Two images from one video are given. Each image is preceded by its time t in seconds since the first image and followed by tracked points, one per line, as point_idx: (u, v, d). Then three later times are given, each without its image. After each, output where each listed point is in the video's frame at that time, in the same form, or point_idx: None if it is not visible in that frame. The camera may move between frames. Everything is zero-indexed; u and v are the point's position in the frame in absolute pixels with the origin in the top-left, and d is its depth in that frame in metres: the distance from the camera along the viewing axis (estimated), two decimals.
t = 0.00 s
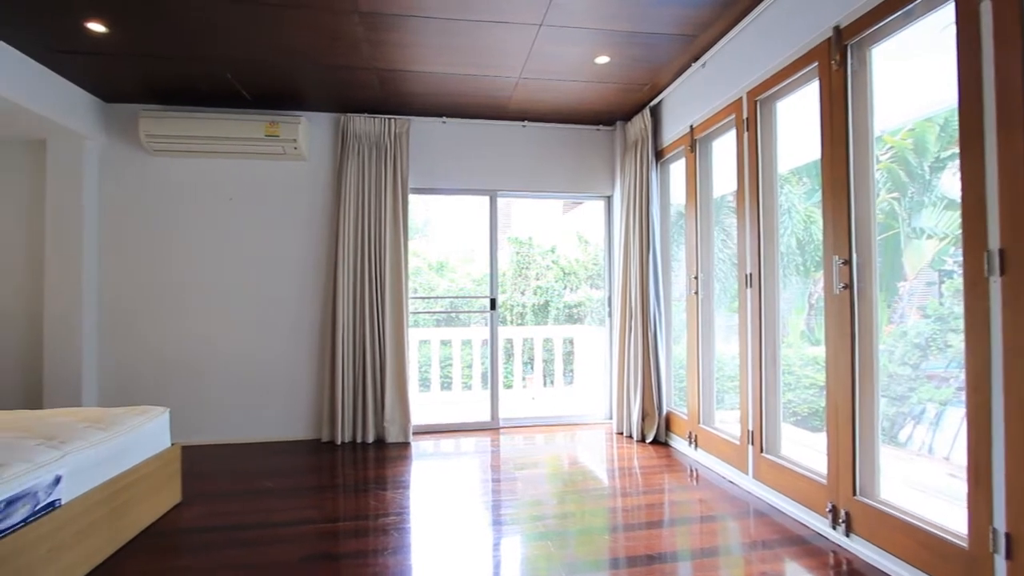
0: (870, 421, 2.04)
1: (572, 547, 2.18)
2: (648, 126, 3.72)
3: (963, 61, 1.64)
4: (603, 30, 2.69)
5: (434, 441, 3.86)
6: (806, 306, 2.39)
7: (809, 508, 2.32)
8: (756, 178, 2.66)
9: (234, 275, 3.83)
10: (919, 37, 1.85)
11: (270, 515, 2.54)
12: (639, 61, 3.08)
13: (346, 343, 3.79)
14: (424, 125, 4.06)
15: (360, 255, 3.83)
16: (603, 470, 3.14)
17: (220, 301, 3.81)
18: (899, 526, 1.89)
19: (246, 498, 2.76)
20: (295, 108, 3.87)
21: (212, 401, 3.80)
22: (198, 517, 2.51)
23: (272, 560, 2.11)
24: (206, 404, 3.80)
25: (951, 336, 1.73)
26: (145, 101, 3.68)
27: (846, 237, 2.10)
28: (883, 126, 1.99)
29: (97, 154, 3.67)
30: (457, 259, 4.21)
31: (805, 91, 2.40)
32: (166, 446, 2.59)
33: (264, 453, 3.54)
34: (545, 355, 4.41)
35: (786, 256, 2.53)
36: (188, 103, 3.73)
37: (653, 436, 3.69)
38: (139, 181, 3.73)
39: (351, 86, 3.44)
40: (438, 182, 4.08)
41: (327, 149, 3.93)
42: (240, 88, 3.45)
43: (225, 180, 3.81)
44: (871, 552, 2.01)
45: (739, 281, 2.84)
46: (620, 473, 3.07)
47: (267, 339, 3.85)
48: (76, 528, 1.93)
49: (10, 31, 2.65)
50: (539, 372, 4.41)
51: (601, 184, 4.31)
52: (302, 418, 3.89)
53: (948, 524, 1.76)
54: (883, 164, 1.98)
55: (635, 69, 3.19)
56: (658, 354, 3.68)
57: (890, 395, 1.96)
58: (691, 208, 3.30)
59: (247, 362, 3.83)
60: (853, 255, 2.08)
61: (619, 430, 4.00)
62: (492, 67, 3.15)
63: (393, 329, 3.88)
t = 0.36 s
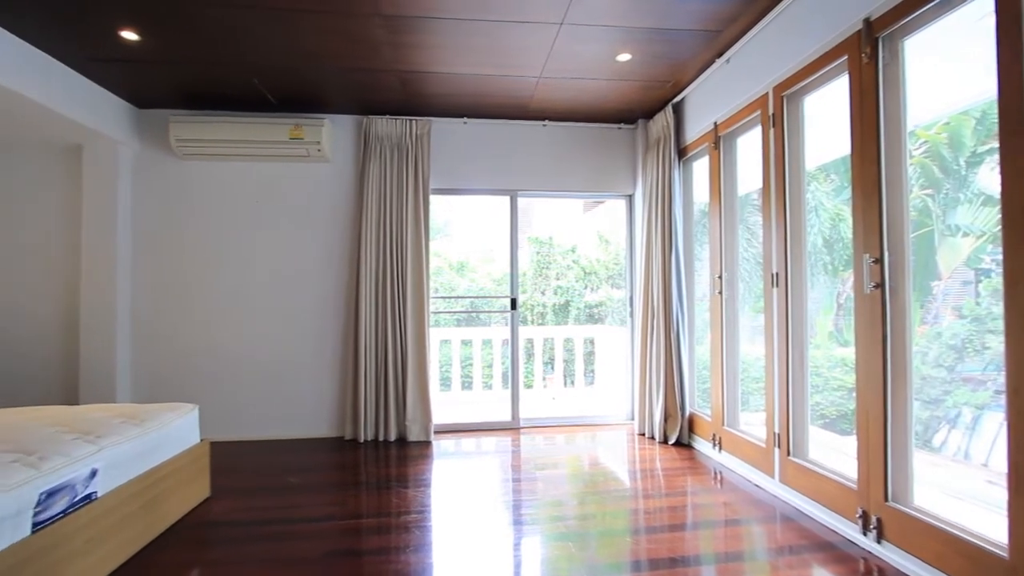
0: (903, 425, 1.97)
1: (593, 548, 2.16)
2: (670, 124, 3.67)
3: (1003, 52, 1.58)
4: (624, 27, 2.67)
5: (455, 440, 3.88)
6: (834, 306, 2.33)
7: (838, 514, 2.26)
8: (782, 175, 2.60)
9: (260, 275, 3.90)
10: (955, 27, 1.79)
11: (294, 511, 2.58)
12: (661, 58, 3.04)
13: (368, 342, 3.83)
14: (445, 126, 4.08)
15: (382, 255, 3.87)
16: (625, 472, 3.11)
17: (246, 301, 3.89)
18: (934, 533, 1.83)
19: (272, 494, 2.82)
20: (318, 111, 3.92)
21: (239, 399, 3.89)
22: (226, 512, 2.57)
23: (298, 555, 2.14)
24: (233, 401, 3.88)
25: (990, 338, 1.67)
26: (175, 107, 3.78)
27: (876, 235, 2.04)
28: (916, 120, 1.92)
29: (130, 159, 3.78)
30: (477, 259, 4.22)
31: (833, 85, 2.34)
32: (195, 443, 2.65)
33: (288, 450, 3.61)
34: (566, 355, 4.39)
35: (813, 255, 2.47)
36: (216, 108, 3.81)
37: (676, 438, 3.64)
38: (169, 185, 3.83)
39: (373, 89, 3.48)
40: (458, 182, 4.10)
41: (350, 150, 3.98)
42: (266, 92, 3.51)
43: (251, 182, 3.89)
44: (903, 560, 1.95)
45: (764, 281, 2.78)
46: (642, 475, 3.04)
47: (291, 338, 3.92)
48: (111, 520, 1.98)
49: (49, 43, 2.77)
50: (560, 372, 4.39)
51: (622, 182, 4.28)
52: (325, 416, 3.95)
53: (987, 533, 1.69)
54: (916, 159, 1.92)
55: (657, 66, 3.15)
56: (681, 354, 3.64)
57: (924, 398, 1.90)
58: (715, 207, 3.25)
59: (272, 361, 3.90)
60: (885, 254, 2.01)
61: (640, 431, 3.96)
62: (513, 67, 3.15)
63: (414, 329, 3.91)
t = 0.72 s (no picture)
0: (939, 429, 1.90)
1: (615, 550, 2.14)
2: (694, 120, 3.62)
3: None
4: (647, 24, 2.64)
5: (476, 439, 3.89)
6: (865, 306, 2.27)
7: (870, 520, 2.20)
8: (811, 172, 2.54)
9: (285, 276, 3.98)
10: (994, 17, 1.72)
11: (319, 507, 2.62)
12: (685, 54, 3.00)
13: (391, 341, 3.87)
14: (467, 127, 4.10)
15: (404, 256, 3.91)
16: (647, 473, 3.08)
17: (272, 301, 3.97)
18: (972, 543, 1.76)
19: (298, 489, 2.87)
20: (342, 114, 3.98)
21: (266, 397, 3.97)
22: (254, 506, 2.62)
23: (322, 550, 2.17)
24: (260, 399, 3.96)
25: None
26: (204, 112, 3.88)
27: (911, 232, 1.98)
28: (953, 113, 1.85)
29: (162, 163, 3.89)
30: (499, 259, 4.23)
31: (864, 79, 2.28)
32: (224, 439, 2.71)
33: (314, 447, 3.67)
34: (588, 355, 4.37)
35: (843, 253, 2.41)
36: (244, 112, 3.90)
37: (700, 440, 3.59)
38: (199, 187, 3.93)
39: (396, 91, 3.51)
40: (480, 182, 4.11)
41: (373, 152, 4.02)
42: (292, 95, 3.58)
43: (277, 185, 3.97)
44: (939, 568, 1.88)
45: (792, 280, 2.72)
46: (666, 477, 3.00)
47: (316, 337, 3.99)
48: (145, 513, 2.04)
49: (85, 51, 2.87)
50: (581, 372, 4.37)
51: (645, 181, 4.23)
52: (349, 414, 4.00)
53: None
54: (952, 153, 1.85)
55: (681, 62, 3.11)
56: (706, 355, 3.58)
57: (961, 402, 1.83)
58: (741, 205, 3.19)
59: (298, 360, 3.98)
60: (921, 253, 1.95)
61: (663, 432, 3.91)
62: (535, 67, 3.15)
63: (436, 329, 3.93)
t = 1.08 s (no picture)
0: (978, 434, 1.83)
1: (639, 552, 2.12)
2: (719, 117, 3.55)
3: None
4: (671, 20, 2.60)
5: (498, 439, 3.89)
6: (898, 306, 2.20)
7: (905, 527, 2.13)
8: (842, 169, 2.47)
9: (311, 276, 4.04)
10: None
11: (343, 504, 2.66)
12: (710, 50, 2.95)
13: (414, 341, 3.91)
14: (489, 127, 4.11)
15: (426, 256, 3.93)
16: (671, 475, 3.04)
17: (298, 300, 4.04)
18: (1015, 553, 1.69)
19: (323, 486, 2.91)
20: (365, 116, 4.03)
21: (292, 394, 4.04)
22: (280, 502, 2.67)
23: (347, 546, 2.20)
24: (286, 397, 4.04)
25: None
26: (233, 116, 3.97)
27: (948, 230, 1.91)
28: (994, 105, 1.77)
29: (192, 167, 4.00)
30: (520, 259, 4.23)
31: (898, 72, 2.20)
32: (252, 436, 2.77)
33: (338, 445, 3.72)
34: (610, 356, 4.33)
35: (875, 252, 2.34)
36: (270, 116, 3.98)
37: (726, 443, 3.52)
38: (228, 190, 4.03)
39: (418, 92, 3.54)
40: (501, 182, 4.12)
41: (395, 153, 4.06)
42: (316, 98, 3.63)
43: (302, 187, 4.04)
44: None
45: (822, 279, 2.65)
46: (690, 480, 2.96)
47: (340, 336, 4.04)
48: (178, 506, 2.10)
49: (120, 59, 2.96)
50: (603, 372, 4.34)
51: (668, 179, 4.17)
52: (372, 413, 4.05)
53: None
54: (992, 147, 1.78)
55: (705, 58, 3.06)
56: (731, 356, 3.52)
57: (1001, 406, 1.76)
58: (768, 203, 3.12)
59: (322, 359, 4.04)
60: (958, 251, 1.88)
61: (687, 434, 3.86)
62: (556, 66, 3.13)
63: (458, 328, 3.95)
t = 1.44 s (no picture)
0: None
1: (665, 556, 2.09)
2: (747, 113, 3.48)
3: None
4: (697, 15, 2.56)
5: (521, 439, 3.89)
6: (936, 306, 2.12)
7: (944, 536, 2.05)
8: (876, 164, 2.40)
9: (337, 276, 4.11)
10: None
11: (368, 501, 2.69)
12: (737, 45, 2.89)
13: (437, 340, 3.94)
14: (512, 127, 4.11)
15: (450, 256, 3.96)
16: (697, 478, 2.99)
17: (324, 300, 4.11)
18: None
19: (349, 483, 2.95)
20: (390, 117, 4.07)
21: (318, 393, 4.11)
22: (308, 498, 2.72)
23: (372, 543, 2.23)
24: (313, 395, 4.11)
25: None
26: (262, 120, 4.06)
27: (992, 226, 1.83)
28: None
29: (224, 170, 4.10)
30: (543, 259, 4.22)
31: (936, 63, 2.12)
32: (280, 433, 2.83)
33: (363, 443, 3.77)
34: (634, 356, 4.29)
35: (912, 250, 2.26)
36: (298, 119, 4.06)
37: (754, 446, 3.44)
38: (257, 192, 4.12)
39: (442, 93, 3.56)
40: (524, 182, 4.12)
41: (419, 154, 4.09)
42: (343, 101, 3.69)
43: (329, 188, 4.10)
44: None
45: (855, 278, 2.57)
46: (716, 483, 2.90)
47: (365, 335, 4.10)
48: (210, 500, 2.16)
49: (154, 65, 3.05)
50: (627, 373, 4.30)
51: (694, 177, 4.11)
52: (396, 411, 4.09)
53: None
54: None
55: (733, 53, 3.00)
56: (759, 357, 3.45)
57: None
58: (798, 200, 3.05)
59: (348, 357, 4.10)
60: (1003, 248, 1.80)
61: (714, 436, 3.79)
62: (580, 64, 3.11)
63: (481, 328, 3.96)
